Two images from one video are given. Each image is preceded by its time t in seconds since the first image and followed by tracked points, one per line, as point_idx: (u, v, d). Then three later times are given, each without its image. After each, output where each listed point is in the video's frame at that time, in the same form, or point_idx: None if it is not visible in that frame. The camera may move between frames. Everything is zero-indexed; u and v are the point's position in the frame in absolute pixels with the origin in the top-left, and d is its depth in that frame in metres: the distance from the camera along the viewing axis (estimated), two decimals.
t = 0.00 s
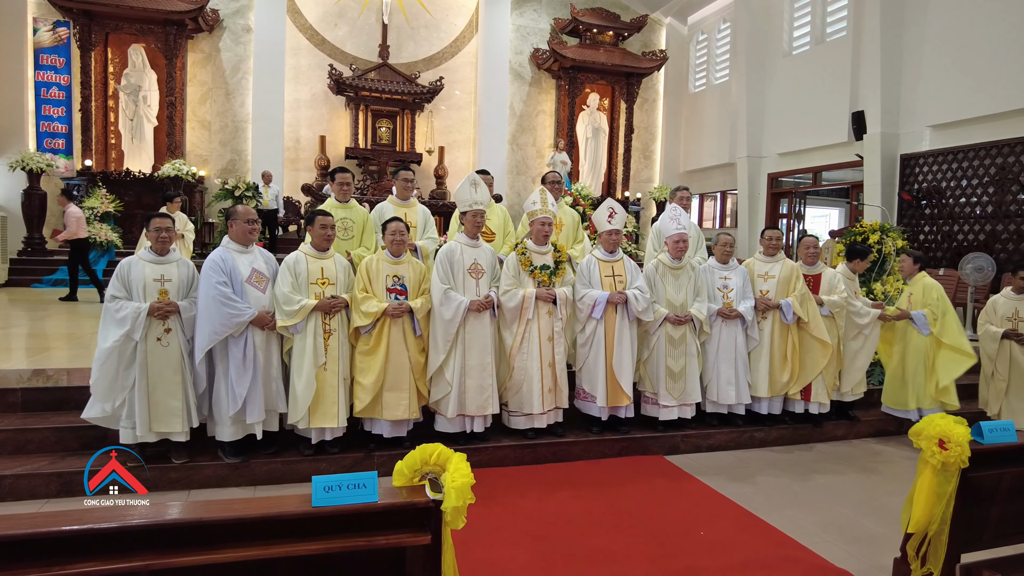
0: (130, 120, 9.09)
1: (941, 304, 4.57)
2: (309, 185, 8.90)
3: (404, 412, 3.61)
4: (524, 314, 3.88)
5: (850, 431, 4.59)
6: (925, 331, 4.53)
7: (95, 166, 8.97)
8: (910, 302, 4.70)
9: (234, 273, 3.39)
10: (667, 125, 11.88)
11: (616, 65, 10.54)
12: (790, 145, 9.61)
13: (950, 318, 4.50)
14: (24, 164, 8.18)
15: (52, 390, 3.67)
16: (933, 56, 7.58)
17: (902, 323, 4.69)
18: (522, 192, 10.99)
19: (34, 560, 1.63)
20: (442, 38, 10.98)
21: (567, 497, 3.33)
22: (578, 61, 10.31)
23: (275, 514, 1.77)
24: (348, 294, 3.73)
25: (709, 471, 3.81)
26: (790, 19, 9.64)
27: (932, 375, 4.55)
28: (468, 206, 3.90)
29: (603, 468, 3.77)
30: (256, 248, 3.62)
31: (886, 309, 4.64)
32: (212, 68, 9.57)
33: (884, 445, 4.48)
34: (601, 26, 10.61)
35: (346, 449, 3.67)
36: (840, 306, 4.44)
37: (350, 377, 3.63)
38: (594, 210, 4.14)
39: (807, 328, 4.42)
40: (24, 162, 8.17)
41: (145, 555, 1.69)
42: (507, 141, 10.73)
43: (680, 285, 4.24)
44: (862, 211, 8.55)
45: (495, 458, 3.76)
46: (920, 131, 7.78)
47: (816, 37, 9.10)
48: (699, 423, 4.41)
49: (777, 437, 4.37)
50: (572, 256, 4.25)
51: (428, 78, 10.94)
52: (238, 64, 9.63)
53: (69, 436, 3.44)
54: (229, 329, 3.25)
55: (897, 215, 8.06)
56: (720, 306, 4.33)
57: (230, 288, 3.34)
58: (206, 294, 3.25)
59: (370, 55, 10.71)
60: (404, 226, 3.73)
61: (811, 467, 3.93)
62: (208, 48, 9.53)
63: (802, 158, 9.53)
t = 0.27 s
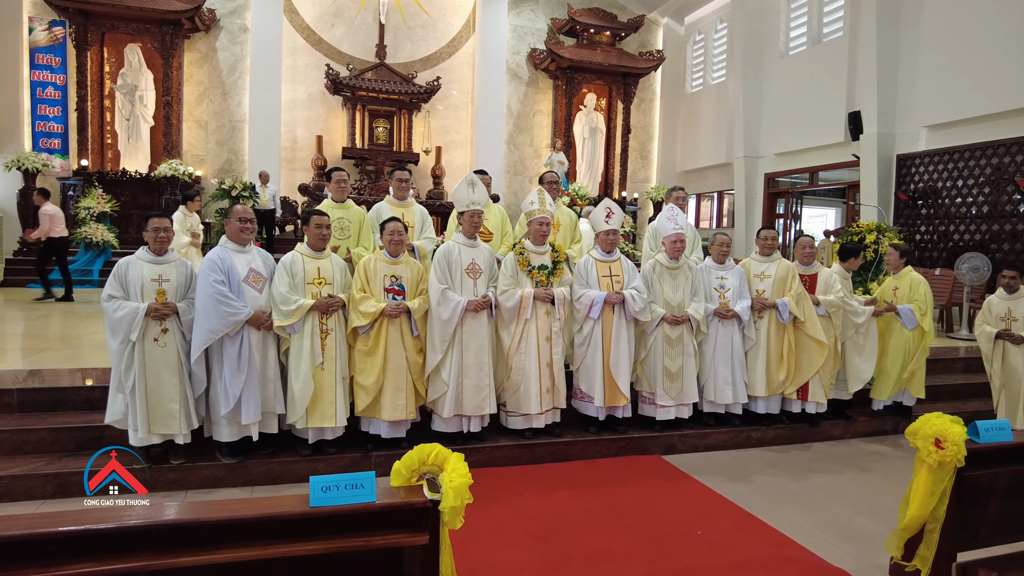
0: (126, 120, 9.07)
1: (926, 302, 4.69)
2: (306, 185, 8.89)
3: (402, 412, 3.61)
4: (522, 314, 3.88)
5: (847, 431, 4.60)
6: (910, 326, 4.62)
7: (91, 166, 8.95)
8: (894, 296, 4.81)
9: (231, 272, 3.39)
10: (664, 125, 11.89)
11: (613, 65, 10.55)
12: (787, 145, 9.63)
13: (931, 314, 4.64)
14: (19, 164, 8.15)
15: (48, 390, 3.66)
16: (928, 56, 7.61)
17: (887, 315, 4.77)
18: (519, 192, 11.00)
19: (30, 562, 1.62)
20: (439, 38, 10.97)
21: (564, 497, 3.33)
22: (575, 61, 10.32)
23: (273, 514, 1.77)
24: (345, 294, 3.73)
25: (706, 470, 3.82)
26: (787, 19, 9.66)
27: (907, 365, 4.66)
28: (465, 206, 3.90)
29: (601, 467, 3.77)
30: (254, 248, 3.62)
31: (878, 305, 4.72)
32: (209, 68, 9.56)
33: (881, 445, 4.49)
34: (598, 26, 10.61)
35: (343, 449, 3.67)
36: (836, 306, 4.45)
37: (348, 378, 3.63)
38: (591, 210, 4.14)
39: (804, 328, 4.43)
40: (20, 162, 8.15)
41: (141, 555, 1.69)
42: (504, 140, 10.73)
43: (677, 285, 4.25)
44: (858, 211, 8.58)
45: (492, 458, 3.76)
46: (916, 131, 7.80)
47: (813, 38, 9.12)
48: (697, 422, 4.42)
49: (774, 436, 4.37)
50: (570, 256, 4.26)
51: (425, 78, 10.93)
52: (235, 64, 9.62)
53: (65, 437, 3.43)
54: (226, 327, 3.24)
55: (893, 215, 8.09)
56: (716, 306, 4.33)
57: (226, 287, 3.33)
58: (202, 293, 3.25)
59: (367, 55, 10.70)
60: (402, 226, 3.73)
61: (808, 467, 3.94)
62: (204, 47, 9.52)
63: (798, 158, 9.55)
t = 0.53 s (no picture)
0: (123, 119, 9.06)
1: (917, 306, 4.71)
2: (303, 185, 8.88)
3: (400, 412, 3.60)
4: (521, 314, 3.88)
5: (844, 430, 4.61)
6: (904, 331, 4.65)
7: (88, 166, 8.93)
8: (886, 295, 4.78)
9: (229, 272, 3.39)
10: (662, 125, 11.90)
11: (611, 65, 10.56)
12: (784, 145, 9.64)
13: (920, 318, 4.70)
14: (16, 164, 8.12)
15: (45, 391, 3.65)
16: (925, 56, 7.63)
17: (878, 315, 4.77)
18: (517, 192, 11.00)
19: (28, 562, 1.62)
20: (437, 38, 10.97)
21: (562, 497, 3.33)
22: (573, 61, 10.33)
23: (271, 514, 1.76)
24: (342, 294, 3.72)
25: (704, 470, 3.82)
26: (784, 19, 9.67)
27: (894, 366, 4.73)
28: (463, 206, 3.89)
29: (599, 467, 3.78)
30: (252, 248, 3.62)
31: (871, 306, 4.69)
32: (206, 68, 9.55)
33: (878, 444, 4.50)
34: (596, 26, 10.61)
35: (341, 449, 3.66)
36: (833, 305, 4.46)
37: (346, 378, 3.63)
38: (589, 210, 4.14)
39: (800, 328, 4.43)
40: (16, 162, 8.12)
41: (140, 556, 1.68)
42: (502, 140, 10.73)
43: (675, 285, 4.25)
44: (855, 211, 8.59)
45: (490, 458, 3.76)
46: (913, 131, 7.82)
47: (810, 38, 9.14)
48: (694, 422, 4.42)
49: (771, 436, 4.38)
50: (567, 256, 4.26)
51: (423, 77, 10.92)
52: (233, 64, 9.61)
53: (62, 437, 3.43)
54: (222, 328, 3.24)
55: (890, 215, 8.11)
56: (713, 306, 4.33)
57: (223, 288, 3.33)
58: (199, 293, 3.24)
59: (365, 55, 10.70)
60: (401, 226, 3.73)
61: (806, 466, 3.95)
62: (202, 47, 9.50)
63: (796, 158, 9.56)
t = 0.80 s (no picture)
0: (121, 119, 9.04)
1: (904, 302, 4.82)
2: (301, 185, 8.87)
3: (398, 412, 3.60)
4: (519, 315, 3.88)
5: (842, 429, 4.62)
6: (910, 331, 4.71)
7: (85, 166, 8.92)
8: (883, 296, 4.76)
9: (226, 273, 3.39)
10: (660, 125, 11.90)
11: (608, 65, 10.57)
12: (782, 145, 9.66)
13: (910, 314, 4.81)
14: (13, 164, 8.10)
15: (43, 391, 3.65)
16: (922, 56, 7.65)
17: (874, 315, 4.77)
18: (516, 192, 11.00)
19: (25, 563, 1.61)
20: (435, 38, 10.97)
21: (561, 497, 3.33)
22: (571, 61, 10.34)
23: (269, 515, 1.76)
24: (339, 294, 3.72)
25: (703, 470, 3.83)
26: (782, 20, 9.69)
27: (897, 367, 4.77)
28: (460, 206, 3.89)
29: (597, 467, 3.78)
30: (250, 249, 3.62)
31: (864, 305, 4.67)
32: (204, 68, 9.54)
33: (876, 444, 4.51)
34: (594, 26, 10.62)
35: (339, 450, 3.66)
36: (831, 305, 4.47)
37: (343, 377, 3.63)
38: (588, 210, 4.15)
39: (797, 328, 4.43)
40: (13, 162, 8.10)
41: (138, 556, 1.68)
42: (500, 140, 10.74)
43: (673, 285, 4.26)
44: (853, 211, 8.61)
45: (489, 458, 3.76)
46: (910, 131, 7.84)
47: (808, 38, 9.15)
48: (692, 421, 4.43)
49: (769, 436, 4.39)
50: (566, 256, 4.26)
51: (421, 78, 10.92)
52: (230, 64, 9.60)
53: (60, 438, 3.42)
54: (219, 328, 3.23)
55: (888, 215, 8.12)
56: (711, 306, 4.34)
57: (221, 288, 3.32)
58: (197, 293, 3.24)
59: (363, 55, 10.69)
60: (398, 226, 3.73)
61: (804, 466, 3.95)
62: (200, 47, 9.50)
63: (794, 158, 9.58)
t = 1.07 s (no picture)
0: (119, 119, 9.03)
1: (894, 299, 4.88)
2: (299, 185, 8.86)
3: (397, 412, 3.60)
4: (518, 314, 3.88)
5: (840, 429, 4.63)
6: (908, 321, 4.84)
7: (83, 166, 8.90)
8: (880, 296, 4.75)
9: (224, 273, 3.38)
10: (658, 124, 11.91)
11: (607, 65, 10.57)
12: (780, 145, 9.67)
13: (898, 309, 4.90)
14: (10, 164, 8.08)
15: (41, 392, 3.64)
16: (920, 56, 7.66)
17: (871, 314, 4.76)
18: (514, 192, 11.00)
19: (21, 565, 1.61)
20: (433, 38, 10.96)
21: (559, 496, 3.33)
22: (569, 61, 10.34)
23: (267, 515, 1.76)
24: (338, 294, 3.72)
25: (701, 470, 3.83)
26: (780, 19, 9.70)
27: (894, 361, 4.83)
28: (458, 206, 3.89)
29: (595, 467, 3.78)
30: (248, 249, 3.62)
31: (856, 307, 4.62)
32: (202, 67, 9.53)
33: (874, 443, 4.52)
34: (592, 26, 10.63)
35: (337, 450, 3.66)
36: (828, 305, 4.47)
37: (342, 377, 3.63)
38: (586, 210, 4.15)
39: (795, 328, 4.44)
40: (11, 162, 8.08)
41: (135, 557, 1.68)
42: (498, 140, 10.73)
43: (671, 285, 4.26)
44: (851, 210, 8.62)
45: (487, 458, 3.76)
46: (909, 131, 7.85)
47: (806, 38, 9.15)
48: (690, 421, 4.43)
49: (768, 435, 4.39)
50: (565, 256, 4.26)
51: (419, 78, 10.92)
52: (228, 64, 9.59)
53: (57, 439, 3.41)
54: (217, 328, 3.23)
55: (885, 214, 8.14)
56: (709, 305, 4.35)
57: (219, 288, 3.32)
58: (195, 293, 3.23)
59: (361, 55, 10.68)
60: (396, 226, 3.72)
61: (802, 465, 3.96)
62: (197, 47, 9.48)
63: (792, 158, 9.59)
